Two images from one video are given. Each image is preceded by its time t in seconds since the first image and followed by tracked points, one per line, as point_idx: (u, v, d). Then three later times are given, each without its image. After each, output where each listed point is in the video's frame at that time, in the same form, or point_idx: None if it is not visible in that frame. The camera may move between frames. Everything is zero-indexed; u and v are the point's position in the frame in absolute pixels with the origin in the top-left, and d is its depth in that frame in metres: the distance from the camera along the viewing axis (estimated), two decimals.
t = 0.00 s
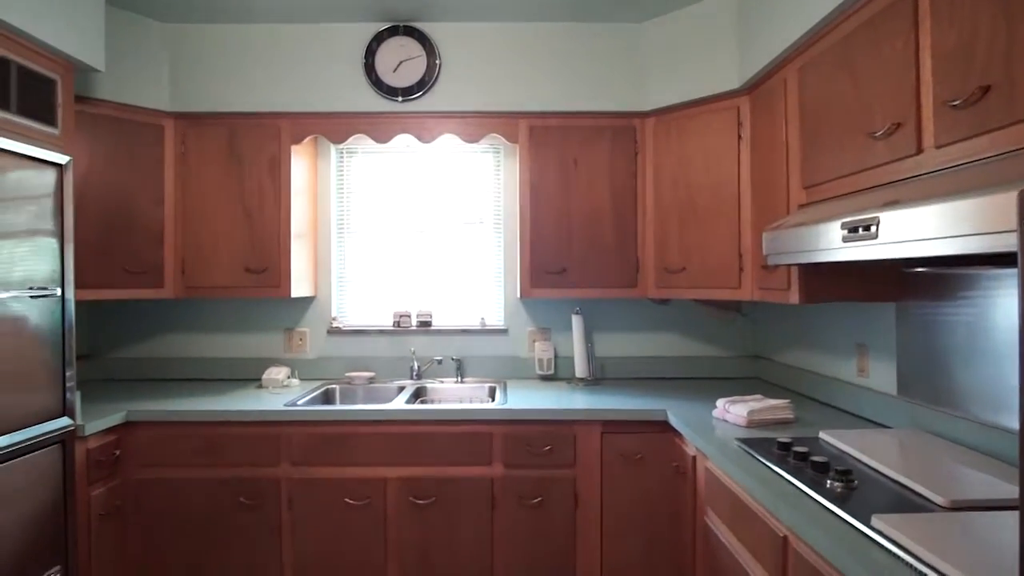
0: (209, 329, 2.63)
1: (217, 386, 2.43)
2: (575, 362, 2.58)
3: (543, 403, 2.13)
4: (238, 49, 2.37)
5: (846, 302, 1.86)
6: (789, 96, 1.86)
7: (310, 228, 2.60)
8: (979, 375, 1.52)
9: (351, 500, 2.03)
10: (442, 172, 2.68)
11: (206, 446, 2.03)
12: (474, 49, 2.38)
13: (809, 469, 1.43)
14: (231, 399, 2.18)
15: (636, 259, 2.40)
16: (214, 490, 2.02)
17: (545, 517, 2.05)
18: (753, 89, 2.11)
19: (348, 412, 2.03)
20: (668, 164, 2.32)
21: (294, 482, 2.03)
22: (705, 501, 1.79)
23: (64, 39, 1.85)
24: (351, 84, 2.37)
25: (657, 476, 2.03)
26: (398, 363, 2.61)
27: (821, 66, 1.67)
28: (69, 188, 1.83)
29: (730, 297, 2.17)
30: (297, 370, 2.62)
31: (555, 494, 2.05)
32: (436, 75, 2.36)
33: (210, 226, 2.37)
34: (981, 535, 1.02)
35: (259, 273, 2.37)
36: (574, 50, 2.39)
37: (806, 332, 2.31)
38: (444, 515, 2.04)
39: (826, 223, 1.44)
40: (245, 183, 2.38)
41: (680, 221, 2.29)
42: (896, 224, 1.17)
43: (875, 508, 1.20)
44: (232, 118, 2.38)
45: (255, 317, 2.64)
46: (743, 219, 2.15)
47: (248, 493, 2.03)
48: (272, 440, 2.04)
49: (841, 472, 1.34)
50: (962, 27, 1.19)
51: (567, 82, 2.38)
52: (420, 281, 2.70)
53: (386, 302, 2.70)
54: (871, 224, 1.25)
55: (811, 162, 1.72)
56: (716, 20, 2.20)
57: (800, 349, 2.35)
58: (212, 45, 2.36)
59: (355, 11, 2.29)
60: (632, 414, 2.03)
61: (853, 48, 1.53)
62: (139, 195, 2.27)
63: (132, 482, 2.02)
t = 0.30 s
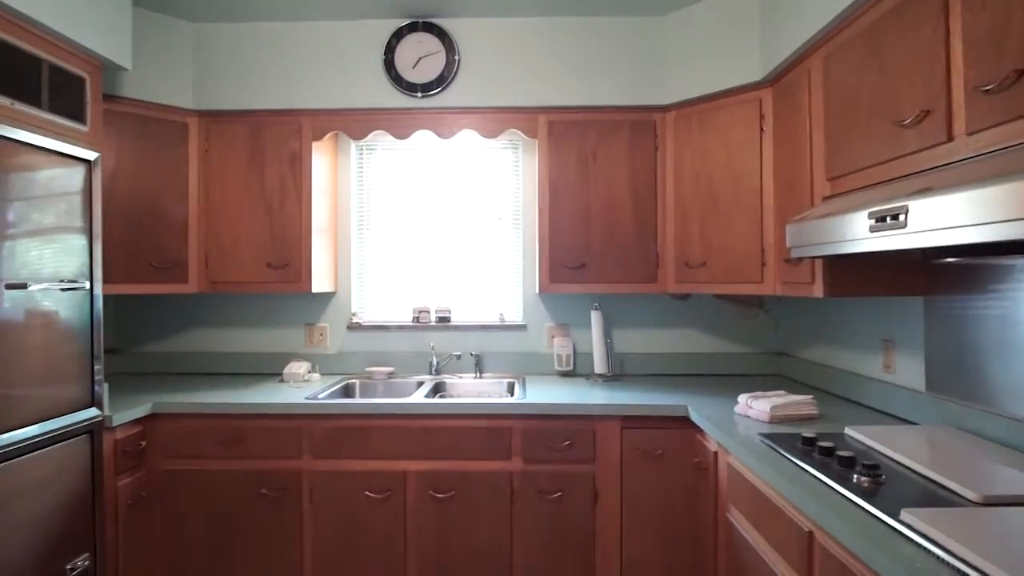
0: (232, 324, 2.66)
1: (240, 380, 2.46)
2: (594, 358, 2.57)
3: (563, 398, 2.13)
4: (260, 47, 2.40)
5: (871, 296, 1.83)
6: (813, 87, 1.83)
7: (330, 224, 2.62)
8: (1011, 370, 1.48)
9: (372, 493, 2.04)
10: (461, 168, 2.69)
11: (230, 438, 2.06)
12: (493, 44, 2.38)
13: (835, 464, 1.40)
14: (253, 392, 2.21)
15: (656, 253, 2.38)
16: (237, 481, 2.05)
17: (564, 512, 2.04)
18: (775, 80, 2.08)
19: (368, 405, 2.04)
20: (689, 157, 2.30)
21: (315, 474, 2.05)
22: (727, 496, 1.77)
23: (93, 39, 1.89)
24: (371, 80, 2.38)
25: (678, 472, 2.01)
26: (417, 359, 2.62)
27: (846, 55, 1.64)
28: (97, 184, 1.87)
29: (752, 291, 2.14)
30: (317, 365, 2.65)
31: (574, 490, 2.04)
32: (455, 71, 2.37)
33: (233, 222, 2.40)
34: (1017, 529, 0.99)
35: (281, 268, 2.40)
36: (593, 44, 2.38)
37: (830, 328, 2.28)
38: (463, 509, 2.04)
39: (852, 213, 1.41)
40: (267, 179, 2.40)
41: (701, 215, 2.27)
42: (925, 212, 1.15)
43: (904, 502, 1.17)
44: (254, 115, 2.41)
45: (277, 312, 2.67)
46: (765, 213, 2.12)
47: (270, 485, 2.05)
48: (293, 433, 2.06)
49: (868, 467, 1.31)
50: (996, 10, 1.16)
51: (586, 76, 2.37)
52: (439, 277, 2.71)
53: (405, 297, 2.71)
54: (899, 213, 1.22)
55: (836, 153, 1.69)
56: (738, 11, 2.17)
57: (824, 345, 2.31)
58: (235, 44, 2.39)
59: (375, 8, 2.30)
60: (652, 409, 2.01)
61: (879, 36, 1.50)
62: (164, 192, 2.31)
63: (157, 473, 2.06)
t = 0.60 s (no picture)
0: (254, 318, 2.69)
1: (262, 374, 2.49)
2: (613, 354, 2.55)
3: (583, 392, 2.11)
4: (282, 44, 2.42)
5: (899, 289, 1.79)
6: (838, 76, 1.79)
7: (350, 220, 2.64)
8: None
9: (391, 486, 2.05)
10: (480, 163, 2.69)
11: (252, 430, 2.08)
12: (512, 38, 2.37)
13: (864, 458, 1.37)
14: (275, 385, 2.23)
15: (677, 248, 2.36)
16: (260, 473, 2.07)
17: (584, 507, 2.03)
18: (800, 70, 2.04)
19: (388, 398, 2.04)
20: (710, 150, 2.27)
21: (336, 466, 2.06)
22: (751, 492, 1.74)
23: (121, 36, 1.92)
24: (391, 75, 2.39)
25: (700, 467, 1.99)
26: (436, 354, 2.63)
27: (873, 42, 1.61)
28: (124, 180, 1.89)
29: (776, 285, 2.11)
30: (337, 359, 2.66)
31: (594, 484, 2.02)
32: (474, 65, 2.37)
33: (255, 217, 2.43)
34: None
35: (302, 263, 2.42)
36: (613, 37, 2.36)
37: (855, 322, 2.23)
38: (483, 503, 2.04)
39: (881, 201, 1.38)
40: (288, 175, 2.43)
41: (723, 208, 2.24)
42: (959, 198, 1.11)
43: (937, 496, 1.14)
44: (276, 111, 2.44)
45: (298, 307, 2.69)
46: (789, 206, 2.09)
47: (292, 477, 2.07)
48: (314, 425, 2.07)
49: (899, 461, 1.28)
50: None
51: (606, 69, 2.35)
52: (458, 272, 2.71)
53: (425, 292, 2.72)
54: (931, 200, 1.19)
55: (863, 142, 1.66)
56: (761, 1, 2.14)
57: (850, 340, 2.27)
58: (256, 40, 2.42)
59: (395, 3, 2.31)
60: (674, 404, 1.99)
61: (909, 20, 1.46)
62: (188, 188, 2.34)
63: (182, 464, 2.09)
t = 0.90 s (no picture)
0: (277, 314, 2.72)
1: (285, 369, 2.51)
2: (636, 350, 2.53)
3: (606, 388, 2.10)
4: (304, 42, 2.44)
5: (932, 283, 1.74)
6: (868, 65, 1.75)
7: (372, 216, 2.65)
8: None
9: (413, 480, 2.05)
10: (501, 159, 2.68)
11: (276, 423, 2.10)
12: (533, 32, 2.36)
13: (897, 454, 1.33)
14: (298, 380, 2.24)
15: (701, 242, 2.33)
16: (284, 466, 2.09)
17: (607, 504, 2.01)
18: (827, 61, 2.00)
19: (410, 393, 2.05)
20: (734, 143, 2.23)
21: (358, 460, 2.07)
22: (778, 489, 1.71)
23: (149, 35, 1.95)
24: (412, 71, 2.40)
25: (725, 464, 1.96)
26: (457, 349, 2.63)
27: (905, 30, 1.57)
28: (152, 178, 1.92)
29: (802, 280, 2.07)
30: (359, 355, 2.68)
31: (617, 480, 2.01)
32: (495, 60, 2.36)
33: (279, 214, 2.45)
34: None
35: (324, 259, 2.44)
36: (636, 29, 2.33)
37: (885, 318, 2.18)
38: (505, 498, 2.03)
39: (915, 191, 1.34)
40: (311, 171, 2.45)
41: (748, 202, 2.20)
42: (999, 185, 1.08)
43: (976, 493, 1.11)
44: (299, 109, 2.46)
45: (321, 302, 2.71)
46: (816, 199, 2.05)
47: (315, 470, 2.08)
48: (337, 419, 2.08)
49: (934, 457, 1.24)
50: None
51: (628, 63, 2.33)
52: (479, 268, 2.71)
53: (445, 288, 2.72)
54: (969, 188, 1.15)
55: (895, 132, 1.62)
56: None
57: (879, 336, 2.22)
58: (279, 38, 2.44)
59: None
60: (698, 400, 1.96)
61: (943, 5, 1.42)
62: (213, 185, 2.37)
63: (208, 456, 2.11)
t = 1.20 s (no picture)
0: (300, 311, 2.75)
1: (308, 364, 2.54)
2: (658, 347, 2.50)
3: (628, 384, 2.08)
4: (326, 40, 2.46)
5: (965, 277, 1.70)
6: (899, 54, 1.71)
7: (393, 213, 2.66)
8: None
9: (435, 475, 2.05)
10: (522, 155, 2.68)
11: (300, 418, 2.12)
12: (554, 27, 2.35)
13: (931, 451, 1.30)
14: (321, 375, 2.26)
15: (724, 238, 2.30)
16: (307, 460, 2.11)
17: (629, 501, 1.99)
18: (855, 52, 1.96)
19: (431, 388, 2.05)
20: (759, 137, 2.20)
21: (380, 455, 2.08)
22: (805, 487, 1.68)
23: (177, 35, 1.98)
24: (433, 68, 2.40)
25: (750, 462, 1.93)
26: (478, 346, 2.63)
27: (937, 17, 1.53)
28: (179, 175, 1.95)
29: (830, 275, 2.04)
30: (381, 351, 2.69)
31: (639, 477, 1.99)
32: (516, 56, 2.36)
33: (302, 211, 2.48)
34: None
35: (347, 255, 2.46)
36: (658, 23, 2.31)
37: (915, 315, 2.13)
38: (526, 494, 2.02)
39: (948, 181, 1.31)
40: (333, 169, 2.47)
41: (772, 196, 2.17)
42: None
43: (1015, 491, 1.07)
44: (321, 107, 2.48)
45: (343, 299, 2.73)
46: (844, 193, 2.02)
47: (337, 465, 2.10)
48: (359, 414, 2.09)
49: (970, 454, 1.21)
50: None
51: (650, 57, 2.31)
52: (500, 264, 2.71)
53: (466, 285, 2.72)
54: (1007, 176, 1.12)
55: (927, 122, 1.58)
56: None
57: (909, 333, 2.17)
58: (302, 37, 2.46)
59: None
60: (723, 397, 1.94)
61: None
62: (237, 182, 2.40)
63: (233, 450, 2.14)
